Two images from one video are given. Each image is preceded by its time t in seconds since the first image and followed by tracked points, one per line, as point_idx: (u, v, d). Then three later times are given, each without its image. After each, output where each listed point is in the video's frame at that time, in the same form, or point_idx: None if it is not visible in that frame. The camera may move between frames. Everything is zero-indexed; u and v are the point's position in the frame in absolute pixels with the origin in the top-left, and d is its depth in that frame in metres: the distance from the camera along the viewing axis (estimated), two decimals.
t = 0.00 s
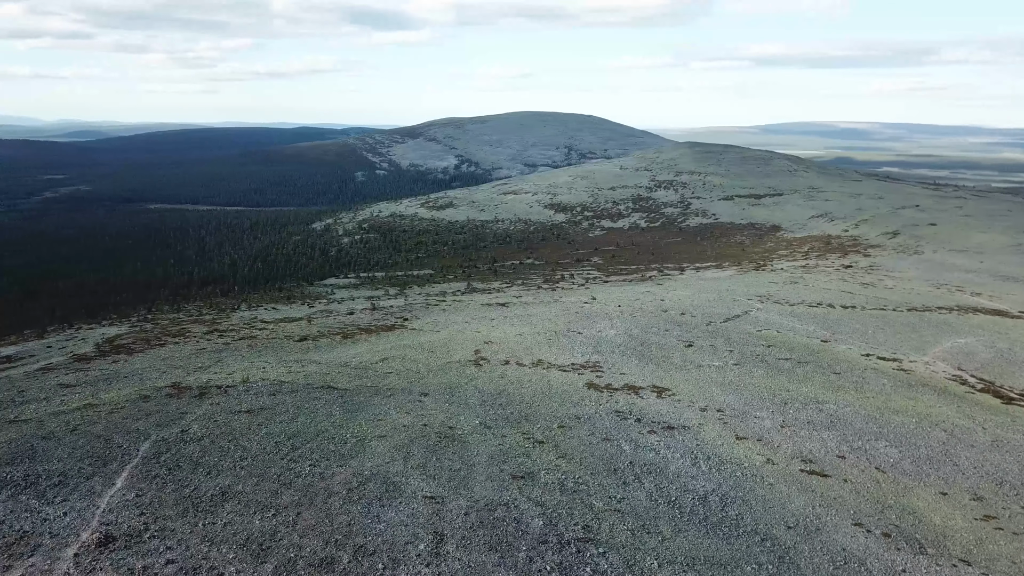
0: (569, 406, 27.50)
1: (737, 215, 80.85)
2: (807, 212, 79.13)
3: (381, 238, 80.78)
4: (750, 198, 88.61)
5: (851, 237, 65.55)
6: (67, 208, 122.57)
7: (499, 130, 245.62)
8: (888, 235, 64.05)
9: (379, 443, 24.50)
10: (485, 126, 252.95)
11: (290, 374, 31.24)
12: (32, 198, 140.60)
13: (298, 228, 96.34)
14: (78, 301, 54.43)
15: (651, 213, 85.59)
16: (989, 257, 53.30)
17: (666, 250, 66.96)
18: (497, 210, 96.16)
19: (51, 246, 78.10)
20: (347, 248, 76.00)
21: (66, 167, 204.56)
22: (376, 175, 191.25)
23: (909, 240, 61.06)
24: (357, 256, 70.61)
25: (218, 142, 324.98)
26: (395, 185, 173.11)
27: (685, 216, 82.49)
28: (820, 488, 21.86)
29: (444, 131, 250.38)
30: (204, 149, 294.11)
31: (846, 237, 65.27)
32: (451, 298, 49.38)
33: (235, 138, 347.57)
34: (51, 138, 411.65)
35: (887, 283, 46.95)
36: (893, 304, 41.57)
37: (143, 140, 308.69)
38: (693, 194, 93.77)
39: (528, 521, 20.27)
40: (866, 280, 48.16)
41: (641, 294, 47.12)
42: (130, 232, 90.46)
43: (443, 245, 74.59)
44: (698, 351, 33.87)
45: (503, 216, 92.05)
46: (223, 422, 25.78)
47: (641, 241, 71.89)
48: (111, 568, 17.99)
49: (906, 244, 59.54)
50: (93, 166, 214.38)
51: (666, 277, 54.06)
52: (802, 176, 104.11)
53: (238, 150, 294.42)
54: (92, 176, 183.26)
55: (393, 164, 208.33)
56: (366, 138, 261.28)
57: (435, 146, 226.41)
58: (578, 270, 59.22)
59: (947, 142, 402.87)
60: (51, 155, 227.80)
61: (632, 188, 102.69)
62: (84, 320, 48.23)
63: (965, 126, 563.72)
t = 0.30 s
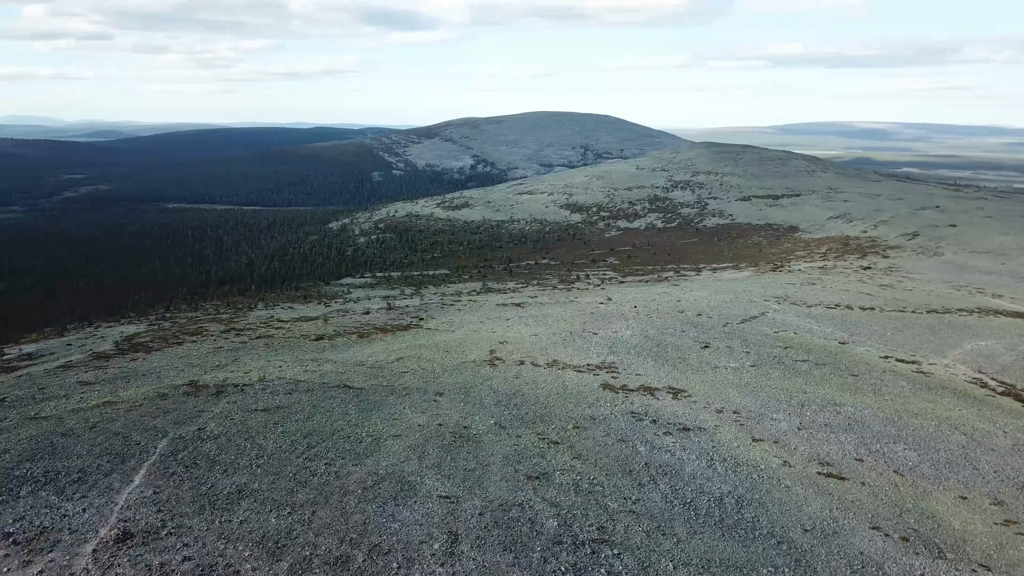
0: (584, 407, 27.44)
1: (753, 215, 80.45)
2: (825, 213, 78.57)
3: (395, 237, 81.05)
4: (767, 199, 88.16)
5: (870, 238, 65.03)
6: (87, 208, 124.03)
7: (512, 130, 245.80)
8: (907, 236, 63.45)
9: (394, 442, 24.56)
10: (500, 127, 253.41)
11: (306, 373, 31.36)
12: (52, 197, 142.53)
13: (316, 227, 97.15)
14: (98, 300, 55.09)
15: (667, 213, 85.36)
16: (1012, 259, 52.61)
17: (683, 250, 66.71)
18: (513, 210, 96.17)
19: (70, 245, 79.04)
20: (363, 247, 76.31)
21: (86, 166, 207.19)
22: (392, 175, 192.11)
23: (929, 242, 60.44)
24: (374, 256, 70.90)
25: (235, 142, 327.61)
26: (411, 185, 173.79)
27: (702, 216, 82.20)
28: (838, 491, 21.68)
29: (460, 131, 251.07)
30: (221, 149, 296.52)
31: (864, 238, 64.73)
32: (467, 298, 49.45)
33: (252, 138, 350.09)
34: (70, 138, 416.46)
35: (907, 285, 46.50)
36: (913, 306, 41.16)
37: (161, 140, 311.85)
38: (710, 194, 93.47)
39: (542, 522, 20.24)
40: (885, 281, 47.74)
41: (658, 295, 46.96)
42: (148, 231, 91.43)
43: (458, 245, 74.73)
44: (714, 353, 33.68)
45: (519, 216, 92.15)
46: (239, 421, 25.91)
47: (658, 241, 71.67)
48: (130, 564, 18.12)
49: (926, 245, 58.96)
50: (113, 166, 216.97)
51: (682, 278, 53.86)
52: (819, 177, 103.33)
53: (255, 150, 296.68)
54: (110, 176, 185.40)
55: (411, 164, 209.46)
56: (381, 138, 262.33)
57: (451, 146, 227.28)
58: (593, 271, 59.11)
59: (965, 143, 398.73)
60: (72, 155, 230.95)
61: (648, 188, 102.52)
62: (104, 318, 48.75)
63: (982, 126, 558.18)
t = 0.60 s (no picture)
0: (600, 408, 27.35)
1: (771, 216, 80.02)
2: (843, 213, 77.95)
3: (411, 237, 81.27)
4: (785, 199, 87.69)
5: (890, 239, 64.46)
6: (106, 207, 125.49)
7: (526, 130, 245.84)
8: (927, 237, 62.80)
9: (409, 441, 24.60)
10: (515, 127, 253.72)
11: (321, 372, 31.45)
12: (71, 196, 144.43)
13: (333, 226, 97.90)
14: (117, 299, 55.70)
15: (684, 214, 85.08)
16: None
17: (699, 251, 66.48)
18: (528, 210, 96.09)
19: (88, 244, 79.96)
20: (380, 247, 76.65)
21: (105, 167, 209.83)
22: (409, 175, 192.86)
23: (950, 243, 59.80)
24: (391, 255, 71.19)
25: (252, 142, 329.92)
26: (427, 185, 174.49)
27: (719, 217, 81.83)
28: (855, 494, 21.49)
29: (477, 131, 251.85)
30: (238, 149, 298.71)
31: (884, 240, 64.15)
32: (482, 298, 49.48)
33: (268, 138, 352.43)
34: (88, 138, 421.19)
35: (927, 287, 46.07)
36: (932, 308, 40.75)
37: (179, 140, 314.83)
38: (727, 194, 93.07)
39: (557, 522, 20.19)
40: (905, 283, 47.31)
41: (675, 295, 46.79)
42: (166, 230, 92.36)
43: (473, 245, 74.83)
44: (731, 354, 33.48)
45: (535, 216, 92.19)
46: (256, 419, 26.04)
47: (675, 241, 71.41)
48: (148, 561, 18.24)
49: (946, 247, 58.37)
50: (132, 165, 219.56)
51: (699, 279, 53.62)
52: (837, 178, 102.52)
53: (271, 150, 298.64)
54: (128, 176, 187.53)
55: (426, 164, 210.19)
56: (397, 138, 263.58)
57: (466, 146, 227.85)
58: (609, 271, 58.99)
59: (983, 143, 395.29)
60: (93, 155, 233.95)
61: (665, 188, 102.31)
62: (123, 316, 49.26)
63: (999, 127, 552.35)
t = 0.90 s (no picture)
0: (616, 409, 27.24)
1: (789, 216, 79.54)
2: (861, 214, 77.28)
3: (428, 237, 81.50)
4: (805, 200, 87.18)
5: (910, 240, 63.86)
6: (126, 206, 126.91)
7: (542, 131, 245.97)
8: (949, 239, 62.10)
9: (425, 441, 24.64)
10: (531, 128, 254.09)
11: (338, 371, 31.56)
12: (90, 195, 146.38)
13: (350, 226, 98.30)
14: (136, 297, 56.35)
15: (702, 214, 84.78)
16: None
17: (717, 251, 66.19)
18: (544, 210, 96.02)
19: (108, 243, 80.92)
20: (397, 247, 76.96)
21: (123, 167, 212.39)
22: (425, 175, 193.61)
23: (972, 245, 59.11)
24: (407, 255, 71.46)
25: (269, 142, 332.13)
26: (444, 185, 175.18)
27: (737, 217, 81.43)
28: (874, 497, 21.28)
29: (494, 131, 252.65)
30: (256, 149, 301.49)
31: (904, 241, 63.54)
32: (498, 298, 49.54)
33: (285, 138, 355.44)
34: (122, 138, 430.59)
35: (948, 288, 45.56)
36: (953, 310, 40.32)
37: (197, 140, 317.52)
38: (745, 194, 92.59)
39: (572, 523, 20.14)
40: (926, 284, 46.84)
41: (693, 296, 46.59)
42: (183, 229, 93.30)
43: (489, 245, 74.96)
44: (749, 356, 33.27)
45: (552, 216, 92.21)
46: (272, 418, 26.18)
47: (694, 242, 71.11)
48: (166, 557, 18.38)
49: (968, 249, 57.71)
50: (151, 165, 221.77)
51: (717, 279, 53.37)
52: (856, 178, 101.71)
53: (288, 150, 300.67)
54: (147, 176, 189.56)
55: (443, 164, 211.11)
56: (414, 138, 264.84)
57: (484, 146, 228.98)
58: (626, 272, 58.84)
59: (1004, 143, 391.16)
60: (112, 156, 236.62)
61: (683, 188, 102.08)
62: (143, 315, 49.82)
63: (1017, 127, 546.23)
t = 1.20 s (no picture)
0: (632, 410, 27.14)
1: (809, 217, 79.04)
2: (881, 215, 76.57)
3: (445, 237, 81.69)
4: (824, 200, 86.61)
5: (932, 241, 63.22)
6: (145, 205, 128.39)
7: (558, 131, 246.09)
8: (971, 240, 61.37)
9: (441, 440, 24.69)
10: (546, 128, 254.24)
11: (355, 370, 31.67)
12: (110, 195, 148.37)
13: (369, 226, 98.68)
14: (155, 295, 56.95)
15: (719, 214, 84.43)
16: None
17: (735, 252, 65.88)
18: (561, 211, 95.92)
19: (126, 241, 81.86)
20: (415, 246, 77.19)
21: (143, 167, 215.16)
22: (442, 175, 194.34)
23: (994, 246, 58.39)
24: (424, 255, 71.66)
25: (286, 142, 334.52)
26: (460, 185, 175.70)
27: (756, 217, 81.01)
28: (893, 501, 21.07)
29: (511, 132, 253.52)
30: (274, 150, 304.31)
31: (925, 242, 62.90)
32: (515, 298, 49.58)
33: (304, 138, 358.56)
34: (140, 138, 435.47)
35: (970, 291, 45.04)
36: (975, 312, 39.89)
37: (216, 140, 320.53)
38: (763, 195, 92.10)
39: (588, 524, 20.08)
40: (948, 286, 46.34)
41: (710, 297, 46.42)
42: (200, 229, 94.18)
43: (506, 245, 75.04)
44: (766, 357, 33.07)
45: (569, 216, 92.20)
46: (289, 416, 26.30)
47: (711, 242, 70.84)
48: (184, 553, 18.51)
49: (991, 250, 57.04)
50: (170, 165, 224.27)
51: (734, 280, 53.15)
52: (876, 179, 100.79)
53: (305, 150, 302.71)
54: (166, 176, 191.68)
55: (460, 164, 211.84)
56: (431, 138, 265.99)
57: (502, 146, 229.98)
58: (643, 272, 58.71)
59: None
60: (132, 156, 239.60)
61: (701, 188, 101.84)
62: (162, 313, 50.36)
63: None
